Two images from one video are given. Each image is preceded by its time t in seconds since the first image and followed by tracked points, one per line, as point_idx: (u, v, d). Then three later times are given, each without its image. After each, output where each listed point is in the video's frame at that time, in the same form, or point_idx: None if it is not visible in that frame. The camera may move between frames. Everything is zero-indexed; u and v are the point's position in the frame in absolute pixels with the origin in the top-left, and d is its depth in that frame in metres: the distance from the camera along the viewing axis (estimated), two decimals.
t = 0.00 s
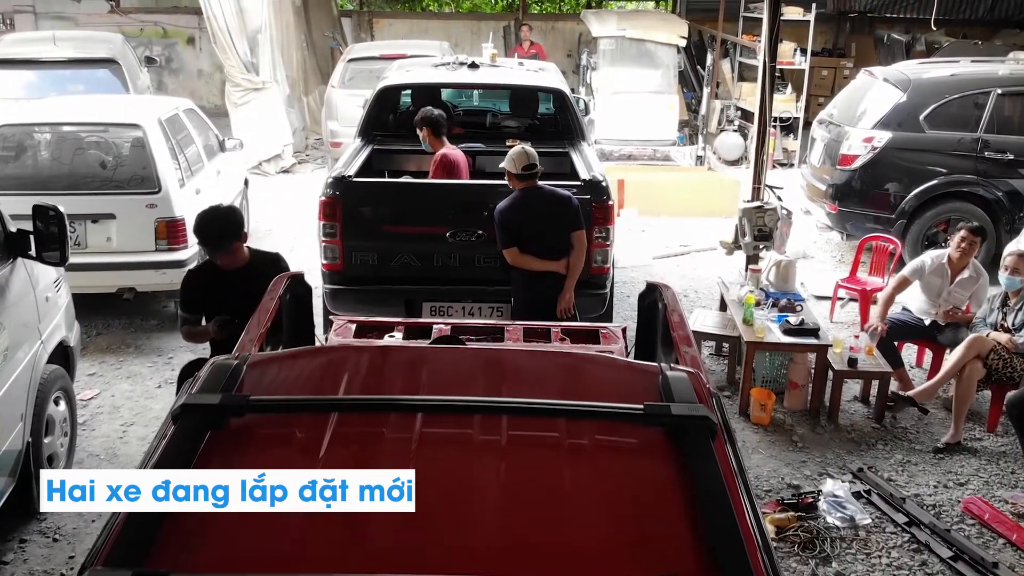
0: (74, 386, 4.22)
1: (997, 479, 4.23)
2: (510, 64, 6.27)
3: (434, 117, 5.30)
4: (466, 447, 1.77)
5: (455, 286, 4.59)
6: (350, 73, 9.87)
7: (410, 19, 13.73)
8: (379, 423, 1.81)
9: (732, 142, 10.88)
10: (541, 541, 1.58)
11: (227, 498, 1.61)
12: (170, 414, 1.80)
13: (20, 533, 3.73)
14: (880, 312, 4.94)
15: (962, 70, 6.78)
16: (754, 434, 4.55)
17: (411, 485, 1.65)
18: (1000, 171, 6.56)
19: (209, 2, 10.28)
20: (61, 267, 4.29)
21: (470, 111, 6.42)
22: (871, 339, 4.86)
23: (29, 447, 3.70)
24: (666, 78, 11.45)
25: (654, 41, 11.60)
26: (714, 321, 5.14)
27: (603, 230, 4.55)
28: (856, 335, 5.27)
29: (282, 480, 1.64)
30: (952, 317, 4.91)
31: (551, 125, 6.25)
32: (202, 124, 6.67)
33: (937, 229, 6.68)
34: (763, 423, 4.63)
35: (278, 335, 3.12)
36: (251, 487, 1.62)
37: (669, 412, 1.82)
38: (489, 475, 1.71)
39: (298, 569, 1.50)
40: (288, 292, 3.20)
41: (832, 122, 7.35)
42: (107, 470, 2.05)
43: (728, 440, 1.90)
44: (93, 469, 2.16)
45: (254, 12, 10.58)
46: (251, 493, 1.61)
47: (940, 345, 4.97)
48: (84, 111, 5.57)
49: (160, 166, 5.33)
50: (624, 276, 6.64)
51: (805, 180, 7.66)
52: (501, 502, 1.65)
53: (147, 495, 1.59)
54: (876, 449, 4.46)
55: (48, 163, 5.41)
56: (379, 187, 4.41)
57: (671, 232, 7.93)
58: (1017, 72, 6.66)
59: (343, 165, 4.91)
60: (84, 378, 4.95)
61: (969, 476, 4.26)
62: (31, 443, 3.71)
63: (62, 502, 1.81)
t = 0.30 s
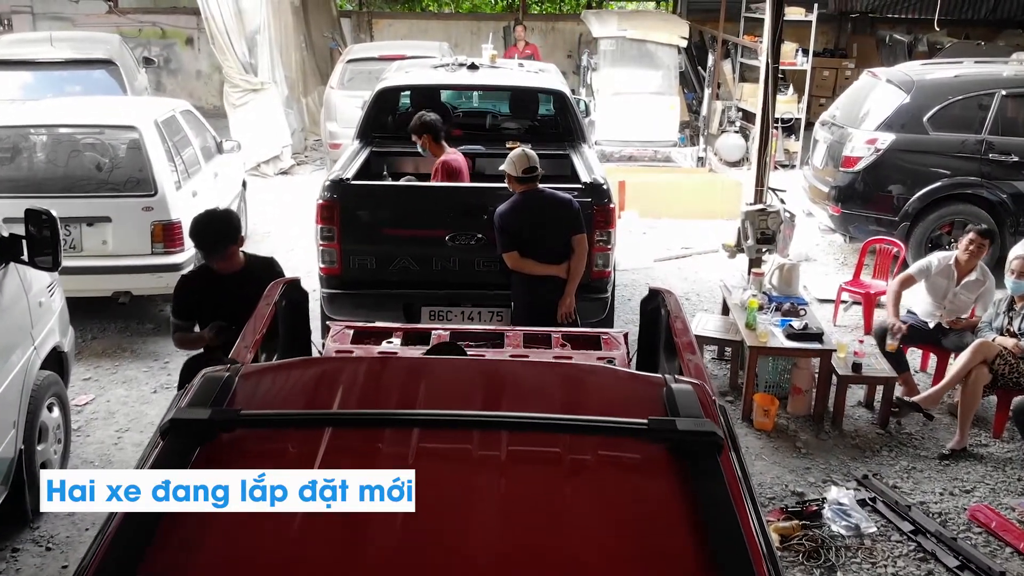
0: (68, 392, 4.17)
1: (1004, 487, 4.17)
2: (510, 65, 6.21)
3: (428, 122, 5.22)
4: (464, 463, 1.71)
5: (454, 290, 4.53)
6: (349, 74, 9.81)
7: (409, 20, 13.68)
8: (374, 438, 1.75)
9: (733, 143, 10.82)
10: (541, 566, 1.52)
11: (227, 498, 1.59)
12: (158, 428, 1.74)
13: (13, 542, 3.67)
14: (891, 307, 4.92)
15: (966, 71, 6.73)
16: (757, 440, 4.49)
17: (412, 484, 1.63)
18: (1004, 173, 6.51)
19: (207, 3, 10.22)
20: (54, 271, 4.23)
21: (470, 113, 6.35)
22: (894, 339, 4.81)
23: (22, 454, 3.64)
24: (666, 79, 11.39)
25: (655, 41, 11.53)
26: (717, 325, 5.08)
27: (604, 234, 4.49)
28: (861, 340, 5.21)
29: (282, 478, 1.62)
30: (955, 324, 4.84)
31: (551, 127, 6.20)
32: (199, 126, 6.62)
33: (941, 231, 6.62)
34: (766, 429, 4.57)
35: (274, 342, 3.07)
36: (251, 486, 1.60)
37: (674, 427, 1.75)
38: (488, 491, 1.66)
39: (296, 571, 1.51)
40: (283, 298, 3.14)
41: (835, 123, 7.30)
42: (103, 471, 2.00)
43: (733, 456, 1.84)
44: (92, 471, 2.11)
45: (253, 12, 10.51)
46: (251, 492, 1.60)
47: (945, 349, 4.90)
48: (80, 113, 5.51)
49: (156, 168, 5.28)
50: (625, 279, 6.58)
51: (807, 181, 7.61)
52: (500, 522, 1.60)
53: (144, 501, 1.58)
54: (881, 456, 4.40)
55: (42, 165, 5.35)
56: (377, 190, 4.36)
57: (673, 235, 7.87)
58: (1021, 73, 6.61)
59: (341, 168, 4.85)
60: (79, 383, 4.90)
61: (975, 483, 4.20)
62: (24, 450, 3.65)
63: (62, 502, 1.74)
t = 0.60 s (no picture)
0: (60, 399, 4.09)
1: (1011, 495, 4.11)
2: (510, 66, 6.15)
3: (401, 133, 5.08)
4: (460, 482, 1.64)
5: (453, 295, 4.47)
6: (348, 74, 9.75)
7: (409, 20, 13.62)
8: (367, 456, 1.68)
9: (734, 144, 10.75)
10: None
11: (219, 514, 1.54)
12: (144, 446, 1.68)
13: (4, 553, 3.60)
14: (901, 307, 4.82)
15: (971, 71, 6.66)
16: (760, 447, 4.43)
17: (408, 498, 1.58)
18: (1009, 175, 6.43)
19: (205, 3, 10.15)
20: (47, 277, 4.16)
21: (469, 114, 6.29)
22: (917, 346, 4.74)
23: (13, 463, 3.57)
24: (668, 80, 11.33)
25: (656, 41, 11.46)
26: (719, 330, 5.02)
27: (606, 237, 4.42)
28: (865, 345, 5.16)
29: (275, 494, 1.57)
30: (961, 329, 4.81)
31: (552, 128, 6.14)
32: (196, 127, 6.55)
33: (945, 233, 6.54)
34: (769, 435, 4.51)
35: (268, 350, 3.01)
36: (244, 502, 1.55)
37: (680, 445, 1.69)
38: (486, 511, 1.59)
39: None
40: (278, 305, 3.08)
41: (837, 125, 7.24)
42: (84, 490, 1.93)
43: (742, 474, 1.77)
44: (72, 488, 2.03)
45: (251, 12, 10.43)
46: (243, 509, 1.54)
47: (951, 353, 4.82)
48: (75, 114, 5.44)
49: (151, 171, 5.22)
50: (626, 282, 6.52)
51: (810, 183, 7.54)
52: (499, 546, 1.53)
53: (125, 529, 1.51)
54: (886, 462, 4.33)
55: (36, 167, 5.28)
56: (376, 192, 4.30)
57: (674, 237, 7.81)
58: None
59: (338, 171, 4.79)
60: (74, 388, 4.83)
61: (982, 491, 4.13)
62: (15, 459, 3.58)
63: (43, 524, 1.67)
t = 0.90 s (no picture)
0: (53, 405, 4.03)
1: (1017, 502, 4.04)
2: (509, 67, 6.09)
3: (383, 148, 5.04)
4: (455, 499, 1.58)
5: (451, 299, 4.41)
6: (346, 75, 9.69)
7: (408, 20, 13.59)
8: (359, 473, 1.62)
9: (735, 145, 10.70)
10: None
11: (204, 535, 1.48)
12: (128, 463, 1.62)
13: None
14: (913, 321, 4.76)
15: (974, 73, 6.60)
16: (763, 453, 4.37)
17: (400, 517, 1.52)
18: (1013, 177, 6.38)
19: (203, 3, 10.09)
20: (40, 281, 4.10)
21: (468, 115, 6.23)
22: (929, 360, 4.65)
23: (4, 470, 3.50)
24: (668, 80, 11.28)
25: (656, 42, 11.41)
26: (721, 334, 4.96)
27: (606, 241, 4.36)
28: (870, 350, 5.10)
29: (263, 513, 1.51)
30: (966, 333, 4.72)
31: (551, 130, 6.08)
32: (193, 129, 6.50)
33: (949, 236, 6.49)
34: (772, 441, 4.45)
35: (261, 357, 2.95)
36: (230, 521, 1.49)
37: (683, 462, 1.63)
38: (481, 530, 1.53)
39: None
40: (271, 311, 3.02)
41: (840, 126, 7.18)
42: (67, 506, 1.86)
43: (747, 491, 1.71)
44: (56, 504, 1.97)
45: (249, 12, 10.37)
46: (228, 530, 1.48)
47: (956, 358, 4.76)
48: (70, 115, 5.38)
49: (146, 173, 5.16)
50: (627, 284, 6.46)
51: (812, 185, 7.48)
52: (495, 567, 1.47)
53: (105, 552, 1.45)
54: (890, 469, 4.28)
55: (31, 169, 5.23)
56: (373, 195, 4.24)
57: (675, 239, 7.75)
58: None
59: (335, 173, 4.73)
60: (67, 393, 4.77)
61: (987, 498, 4.07)
62: (6, 467, 3.52)
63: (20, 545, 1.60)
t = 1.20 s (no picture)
0: (44, 412, 3.97)
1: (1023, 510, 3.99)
2: (508, 68, 6.03)
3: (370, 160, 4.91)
4: (449, 520, 1.52)
5: (449, 303, 4.34)
6: (345, 75, 9.64)
7: (408, 20, 13.55)
8: (349, 493, 1.56)
9: (736, 146, 10.64)
10: None
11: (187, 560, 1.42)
12: (110, 483, 1.56)
13: None
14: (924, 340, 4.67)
15: (978, 74, 6.54)
16: (765, 460, 4.31)
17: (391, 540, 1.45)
18: (1017, 179, 6.32)
19: (201, 3, 10.02)
20: (31, 285, 4.04)
21: (466, 117, 6.16)
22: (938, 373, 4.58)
23: None
24: (669, 81, 11.23)
25: (656, 42, 11.35)
26: (722, 339, 4.90)
27: (606, 244, 4.30)
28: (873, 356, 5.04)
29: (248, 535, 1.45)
30: (970, 340, 4.68)
31: (551, 131, 6.02)
32: (189, 131, 6.44)
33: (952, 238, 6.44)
34: (774, 448, 4.39)
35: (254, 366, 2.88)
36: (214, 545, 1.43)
37: (686, 483, 1.57)
38: (476, 552, 1.47)
39: None
40: (265, 317, 2.96)
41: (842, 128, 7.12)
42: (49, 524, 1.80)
43: (753, 512, 1.65)
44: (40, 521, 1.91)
45: (247, 12, 10.31)
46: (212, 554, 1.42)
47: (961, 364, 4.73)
48: (64, 117, 5.33)
49: (141, 176, 5.10)
50: (627, 287, 6.40)
51: (814, 187, 7.42)
52: None
53: None
54: (893, 476, 4.22)
55: (25, 171, 5.17)
56: (370, 199, 4.18)
57: (676, 241, 7.69)
58: None
59: (331, 176, 4.67)
60: (61, 399, 4.71)
61: (993, 506, 4.01)
62: None
63: None
